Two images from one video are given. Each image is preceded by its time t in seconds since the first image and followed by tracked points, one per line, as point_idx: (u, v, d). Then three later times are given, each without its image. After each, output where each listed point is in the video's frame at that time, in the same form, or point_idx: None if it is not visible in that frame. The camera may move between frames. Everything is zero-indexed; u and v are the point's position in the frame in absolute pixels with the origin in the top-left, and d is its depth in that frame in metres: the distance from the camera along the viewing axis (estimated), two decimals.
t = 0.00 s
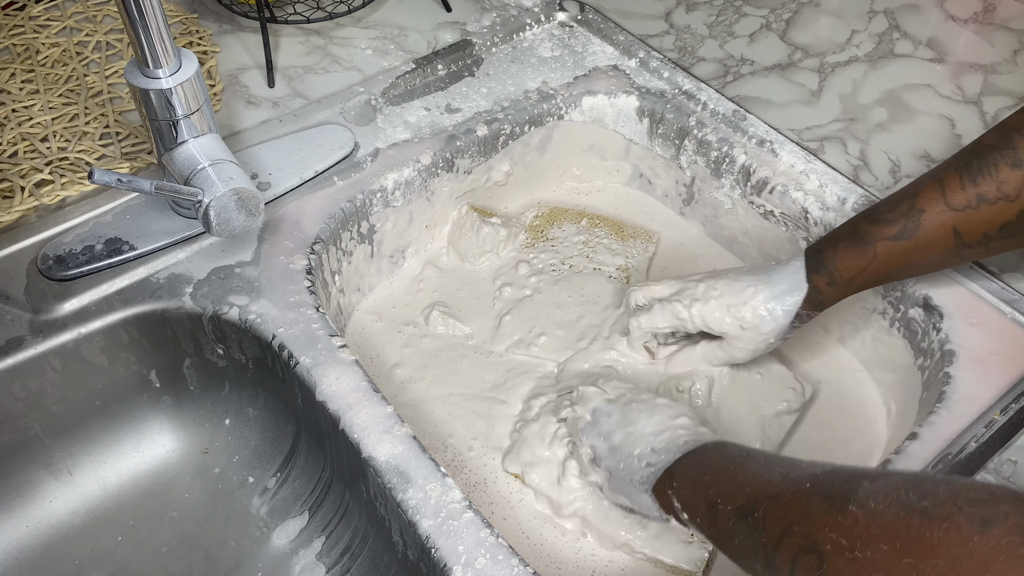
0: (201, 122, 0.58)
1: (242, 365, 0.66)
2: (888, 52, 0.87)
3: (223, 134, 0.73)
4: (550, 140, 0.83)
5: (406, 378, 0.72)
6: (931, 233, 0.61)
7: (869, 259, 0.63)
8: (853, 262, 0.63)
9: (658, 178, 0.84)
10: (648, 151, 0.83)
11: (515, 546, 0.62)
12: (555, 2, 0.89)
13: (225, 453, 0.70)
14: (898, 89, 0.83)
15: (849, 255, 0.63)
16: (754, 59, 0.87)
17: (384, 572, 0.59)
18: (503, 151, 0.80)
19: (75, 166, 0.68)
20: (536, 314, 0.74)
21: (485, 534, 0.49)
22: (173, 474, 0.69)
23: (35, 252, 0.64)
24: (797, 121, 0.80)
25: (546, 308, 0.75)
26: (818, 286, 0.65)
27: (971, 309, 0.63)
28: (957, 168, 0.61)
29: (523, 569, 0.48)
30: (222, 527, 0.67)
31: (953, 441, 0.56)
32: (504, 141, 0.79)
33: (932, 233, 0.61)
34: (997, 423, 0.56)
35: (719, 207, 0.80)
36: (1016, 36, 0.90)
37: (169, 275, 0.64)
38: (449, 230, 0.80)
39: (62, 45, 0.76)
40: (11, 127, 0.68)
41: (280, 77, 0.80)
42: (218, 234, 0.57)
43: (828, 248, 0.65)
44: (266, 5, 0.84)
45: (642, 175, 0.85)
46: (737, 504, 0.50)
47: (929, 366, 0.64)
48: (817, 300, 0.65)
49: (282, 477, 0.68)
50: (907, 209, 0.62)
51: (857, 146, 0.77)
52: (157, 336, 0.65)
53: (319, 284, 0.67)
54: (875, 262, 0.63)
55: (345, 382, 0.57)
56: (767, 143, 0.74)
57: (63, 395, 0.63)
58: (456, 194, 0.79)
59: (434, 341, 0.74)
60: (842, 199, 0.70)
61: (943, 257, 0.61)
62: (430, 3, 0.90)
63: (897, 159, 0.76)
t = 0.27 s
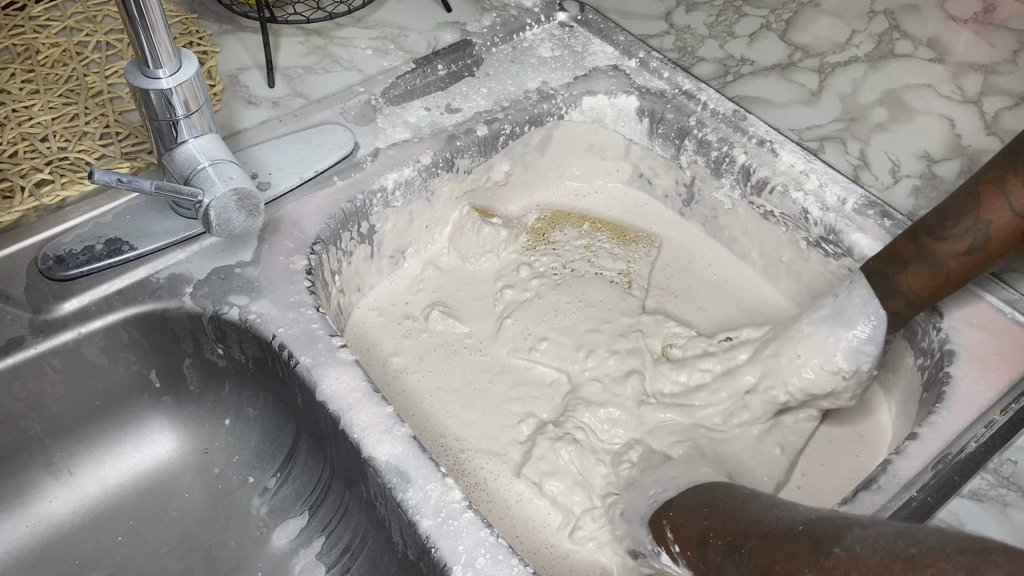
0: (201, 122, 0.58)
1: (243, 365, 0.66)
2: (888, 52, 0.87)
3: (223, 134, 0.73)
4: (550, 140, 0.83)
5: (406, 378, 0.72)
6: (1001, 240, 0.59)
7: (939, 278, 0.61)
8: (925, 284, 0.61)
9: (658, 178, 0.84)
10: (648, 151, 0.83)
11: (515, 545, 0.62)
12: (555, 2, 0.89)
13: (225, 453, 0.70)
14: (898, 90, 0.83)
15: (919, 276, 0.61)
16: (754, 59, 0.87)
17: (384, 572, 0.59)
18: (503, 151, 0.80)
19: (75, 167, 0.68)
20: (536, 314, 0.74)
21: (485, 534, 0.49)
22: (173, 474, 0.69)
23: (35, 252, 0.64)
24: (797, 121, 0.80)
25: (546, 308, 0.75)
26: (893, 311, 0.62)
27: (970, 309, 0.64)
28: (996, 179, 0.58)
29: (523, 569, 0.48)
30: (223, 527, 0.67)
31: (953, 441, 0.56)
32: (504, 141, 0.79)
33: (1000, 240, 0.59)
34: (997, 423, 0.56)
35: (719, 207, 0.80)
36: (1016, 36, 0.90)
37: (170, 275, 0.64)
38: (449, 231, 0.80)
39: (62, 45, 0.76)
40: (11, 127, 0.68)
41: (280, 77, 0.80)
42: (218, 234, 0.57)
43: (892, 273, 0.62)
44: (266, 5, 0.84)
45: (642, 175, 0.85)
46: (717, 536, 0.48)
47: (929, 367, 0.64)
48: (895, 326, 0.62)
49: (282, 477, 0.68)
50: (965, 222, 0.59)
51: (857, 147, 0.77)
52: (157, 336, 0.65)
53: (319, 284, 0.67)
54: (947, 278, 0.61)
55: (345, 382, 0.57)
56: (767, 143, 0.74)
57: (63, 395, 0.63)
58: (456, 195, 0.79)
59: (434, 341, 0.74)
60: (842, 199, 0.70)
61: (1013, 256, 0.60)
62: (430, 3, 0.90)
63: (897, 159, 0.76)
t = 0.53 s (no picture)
0: (201, 121, 0.58)
1: (242, 365, 0.66)
2: (888, 52, 0.87)
3: (223, 134, 0.73)
4: (550, 140, 0.83)
5: (406, 379, 0.72)
6: None
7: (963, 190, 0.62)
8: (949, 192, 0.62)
9: (658, 178, 0.84)
10: (648, 151, 0.83)
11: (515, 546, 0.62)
12: (555, 2, 0.89)
13: (225, 453, 0.70)
14: (898, 90, 0.83)
15: (944, 185, 0.62)
16: (754, 59, 0.87)
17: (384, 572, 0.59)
18: (503, 151, 0.80)
19: (75, 167, 0.68)
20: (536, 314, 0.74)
21: (485, 534, 0.49)
22: (173, 474, 0.69)
23: (35, 252, 0.64)
24: (797, 121, 0.80)
25: (546, 309, 0.74)
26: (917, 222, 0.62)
27: (971, 309, 0.64)
28: None
29: (523, 569, 0.48)
30: (222, 527, 0.67)
31: (953, 441, 0.56)
32: (504, 141, 0.79)
33: None
34: (997, 423, 0.56)
35: (719, 207, 0.80)
36: (1016, 36, 0.90)
37: (170, 275, 0.64)
38: (450, 232, 0.80)
39: (62, 45, 0.76)
40: (11, 127, 0.68)
41: (280, 77, 0.80)
42: (218, 234, 0.57)
43: (918, 183, 0.62)
44: (266, 5, 0.84)
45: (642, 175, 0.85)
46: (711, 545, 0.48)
47: (929, 367, 0.64)
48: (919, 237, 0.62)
49: (282, 477, 0.68)
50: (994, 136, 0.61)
51: (857, 147, 0.77)
52: (157, 336, 0.65)
53: (319, 284, 0.67)
54: (971, 192, 0.62)
55: (345, 382, 0.57)
56: (767, 143, 0.74)
57: (62, 395, 0.63)
58: (456, 195, 0.79)
59: (435, 342, 0.74)
60: (842, 199, 0.70)
61: None
62: (430, 3, 0.90)
63: (897, 159, 0.76)
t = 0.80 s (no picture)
0: (201, 122, 0.58)
1: (242, 365, 0.66)
2: (888, 52, 0.87)
3: (223, 134, 0.73)
4: (550, 140, 0.83)
5: (406, 378, 0.72)
6: (993, 191, 0.59)
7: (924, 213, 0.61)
8: (907, 213, 0.61)
9: (658, 178, 0.84)
10: (648, 151, 0.83)
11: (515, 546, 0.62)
12: (555, 2, 0.89)
13: (225, 453, 0.70)
14: (898, 90, 0.83)
15: (904, 207, 0.62)
16: (754, 59, 0.87)
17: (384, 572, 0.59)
18: (503, 151, 0.80)
19: (75, 167, 0.68)
20: (536, 314, 0.74)
21: (485, 534, 0.49)
22: (173, 474, 0.69)
23: (35, 252, 0.64)
24: (797, 121, 0.80)
25: (547, 310, 0.75)
26: (867, 236, 0.63)
27: (970, 309, 0.63)
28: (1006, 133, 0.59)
29: (523, 569, 0.48)
30: (223, 527, 0.67)
31: (953, 441, 0.55)
32: (504, 141, 0.79)
33: (992, 192, 0.59)
34: (997, 423, 0.56)
35: (719, 207, 0.80)
36: (1016, 36, 0.90)
37: (169, 275, 0.64)
38: (450, 231, 0.80)
39: (62, 45, 0.76)
40: (12, 127, 0.68)
41: (280, 77, 0.80)
42: (218, 234, 0.57)
43: (884, 203, 0.63)
44: (266, 5, 0.84)
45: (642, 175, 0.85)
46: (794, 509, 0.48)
47: (929, 367, 0.64)
48: (865, 252, 0.62)
49: (282, 477, 0.68)
50: (964, 165, 0.60)
51: (857, 147, 0.78)
52: (157, 336, 0.65)
53: (319, 284, 0.67)
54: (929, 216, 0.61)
55: (345, 382, 0.57)
56: (767, 143, 0.74)
57: (62, 395, 0.63)
58: (456, 195, 0.79)
59: (435, 341, 0.74)
60: (841, 199, 0.70)
61: (1001, 219, 0.59)
62: (430, 3, 0.90)
63: (896, 159, 0.76)
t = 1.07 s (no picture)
0: (201, 122, 0.58)
1: (242, 365, 0.66)
2: (888, 52, 0.87)
3: (223, 134, 0.73)
4: (550, 140, 0.83)
5: (406, 378, 0.71)
6: (1017, 159, 0.58)
7: (944, 176, 0.61)
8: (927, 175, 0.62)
9: (658, 178, 0.84)
10: (648, 151, 0.83)
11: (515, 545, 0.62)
12: (555, 2, 0.89)
13: (225, 453, 0.70)
14: (898, 90, 0.83)
15: (927, 171, 0.62)
16: (754, 59, 0.87)
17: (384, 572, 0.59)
18: (503, 151, 0.80)
19: (75, 166, 0.68)
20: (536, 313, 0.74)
21: (485, 534, 0.49)
22: (174, 474, 0.69)
23: (35, 252, 0.64)
24: (797, 121, 0.80)
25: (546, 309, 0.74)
26: (886, 195, 0.63)
27: (970, 309, 0.64)
28: None
29: (522, 569, 0.48)
30: (223, 527, 0.67)
31: (953, 441, 0.56)
32: (504, 141, 0.79)
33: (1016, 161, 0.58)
34: (997, 423, 0.56)
35: (719, 207, 0.80)
36: (1016, 37, 0.90)
37: (170, 275, 0.64)
38: (450, 232, 0.80)
39: (62, 45, 0.76)
40: (11, 127, 0.68)
41: (280, 77, 0.80)
42: (218, 234, 0.57)
43: (909, 170, 0.64)
44: (266, 5, 0.84)
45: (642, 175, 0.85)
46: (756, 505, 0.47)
47: (929, 366, 0.64)
48: (880, 209, 0.63)
49: (282, 477, 0.68)
50: (994, 135, 0.60)
51: (857, 146, 0.78)
52: (157, 336, 0.65)
53: (319, 284, 0.67)
54: (950, 179, 0.60)
55: (345, 382, 0.57)
56: (767, 143, 0.75)
57: (62, 395, 0.63)
58: (456, 195, 0.79)
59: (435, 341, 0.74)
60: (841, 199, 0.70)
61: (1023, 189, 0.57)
62: (430, 4, 0.90)
63: (896, 159, 0.76)
